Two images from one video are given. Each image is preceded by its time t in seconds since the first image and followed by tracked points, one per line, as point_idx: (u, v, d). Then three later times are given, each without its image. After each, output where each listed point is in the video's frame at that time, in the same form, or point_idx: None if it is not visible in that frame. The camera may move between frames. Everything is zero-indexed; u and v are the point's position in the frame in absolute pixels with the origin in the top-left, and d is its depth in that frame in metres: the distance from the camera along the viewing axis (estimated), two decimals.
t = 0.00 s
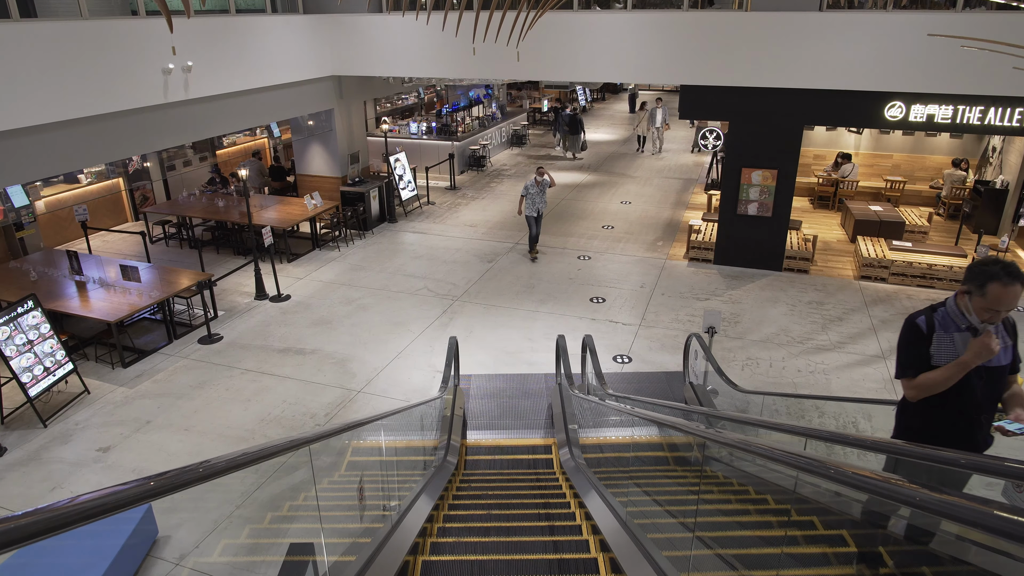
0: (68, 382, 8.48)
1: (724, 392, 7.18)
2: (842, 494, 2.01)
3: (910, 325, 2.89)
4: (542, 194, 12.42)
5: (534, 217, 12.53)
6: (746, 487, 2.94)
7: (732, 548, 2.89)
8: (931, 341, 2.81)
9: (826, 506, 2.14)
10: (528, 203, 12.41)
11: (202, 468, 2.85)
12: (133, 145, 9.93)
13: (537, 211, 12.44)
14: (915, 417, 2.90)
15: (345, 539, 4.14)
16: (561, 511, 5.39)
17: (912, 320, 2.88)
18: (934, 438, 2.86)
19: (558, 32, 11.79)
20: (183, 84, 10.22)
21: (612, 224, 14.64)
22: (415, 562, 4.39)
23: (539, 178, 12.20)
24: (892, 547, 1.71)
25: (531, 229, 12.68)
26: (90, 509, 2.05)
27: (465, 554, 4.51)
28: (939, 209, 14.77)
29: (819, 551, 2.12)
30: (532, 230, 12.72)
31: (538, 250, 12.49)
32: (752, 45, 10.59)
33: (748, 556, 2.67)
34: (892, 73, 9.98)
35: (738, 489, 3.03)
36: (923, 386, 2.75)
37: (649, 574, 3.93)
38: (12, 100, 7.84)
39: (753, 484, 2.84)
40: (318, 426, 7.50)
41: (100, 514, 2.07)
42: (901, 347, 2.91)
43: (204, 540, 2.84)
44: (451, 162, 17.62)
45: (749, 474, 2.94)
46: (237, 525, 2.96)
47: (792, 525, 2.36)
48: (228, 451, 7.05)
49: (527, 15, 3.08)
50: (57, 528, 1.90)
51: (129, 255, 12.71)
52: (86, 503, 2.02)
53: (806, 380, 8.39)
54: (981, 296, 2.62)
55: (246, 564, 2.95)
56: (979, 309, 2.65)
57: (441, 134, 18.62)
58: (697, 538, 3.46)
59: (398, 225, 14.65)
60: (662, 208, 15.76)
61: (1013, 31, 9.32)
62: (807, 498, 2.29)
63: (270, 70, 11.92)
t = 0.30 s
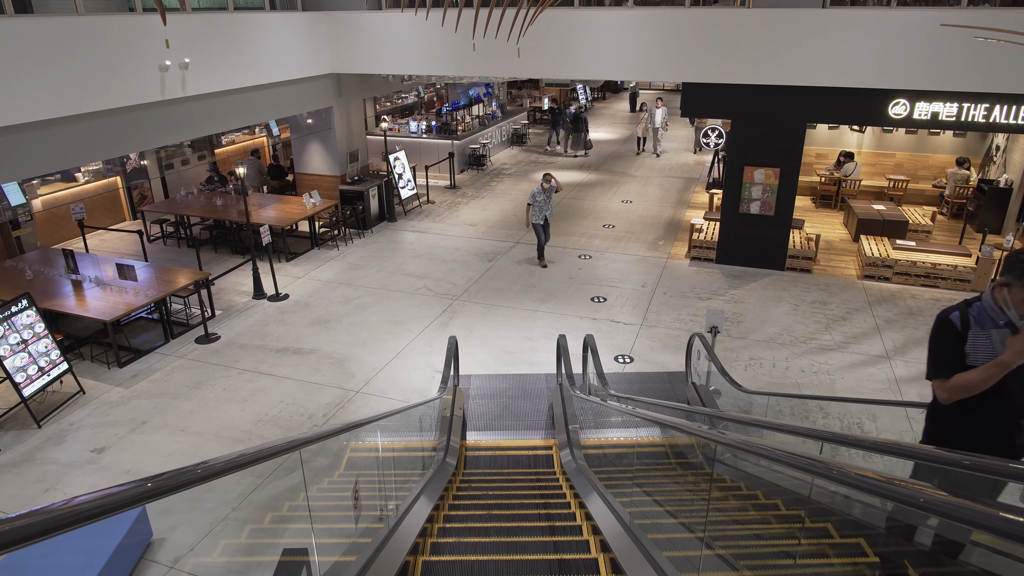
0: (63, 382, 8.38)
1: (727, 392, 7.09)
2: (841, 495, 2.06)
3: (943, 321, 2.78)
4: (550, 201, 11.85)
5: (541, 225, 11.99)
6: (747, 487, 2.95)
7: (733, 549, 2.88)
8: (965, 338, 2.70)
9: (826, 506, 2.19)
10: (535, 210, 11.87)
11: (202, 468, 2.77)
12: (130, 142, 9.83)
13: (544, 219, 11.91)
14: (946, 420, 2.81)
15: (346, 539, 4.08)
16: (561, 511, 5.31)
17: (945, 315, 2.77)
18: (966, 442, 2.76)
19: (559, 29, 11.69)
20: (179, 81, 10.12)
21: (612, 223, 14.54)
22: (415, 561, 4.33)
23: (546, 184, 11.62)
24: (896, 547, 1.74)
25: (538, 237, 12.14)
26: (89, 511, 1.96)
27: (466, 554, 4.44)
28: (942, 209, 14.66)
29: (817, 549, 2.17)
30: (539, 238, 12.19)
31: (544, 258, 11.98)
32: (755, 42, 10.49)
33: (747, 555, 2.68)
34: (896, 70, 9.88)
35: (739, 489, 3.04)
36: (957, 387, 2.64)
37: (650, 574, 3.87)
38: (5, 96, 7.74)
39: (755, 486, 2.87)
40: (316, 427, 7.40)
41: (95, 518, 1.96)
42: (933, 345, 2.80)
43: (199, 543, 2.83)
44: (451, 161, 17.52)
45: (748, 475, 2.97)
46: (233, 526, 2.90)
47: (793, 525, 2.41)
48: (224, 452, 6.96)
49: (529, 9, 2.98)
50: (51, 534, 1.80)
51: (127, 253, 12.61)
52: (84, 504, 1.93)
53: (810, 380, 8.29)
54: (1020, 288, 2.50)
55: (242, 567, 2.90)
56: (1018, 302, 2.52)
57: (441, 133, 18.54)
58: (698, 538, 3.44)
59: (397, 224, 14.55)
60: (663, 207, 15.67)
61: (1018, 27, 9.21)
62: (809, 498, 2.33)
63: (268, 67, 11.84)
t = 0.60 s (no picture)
0: (59, 382, 8.30)
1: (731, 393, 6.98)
2: (845, 496, 2.09)
3: (981, 316, 2.65)
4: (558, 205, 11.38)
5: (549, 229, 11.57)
6: (746, 486, 2.96)
7: (737, 550, 2.91)
8: (1008, 335, 2.57)
9: (828, 506, 2.21)
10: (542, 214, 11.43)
11: (201, 469, 2.70)
12: (127, 139, 9.74)
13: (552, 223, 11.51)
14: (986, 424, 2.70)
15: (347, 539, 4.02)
16: (561, 511, 5.22)
17: (984, 310, 2.63)
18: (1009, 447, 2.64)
19: (560, 26, 11.60)
20: (177, 78, 10.03)
21: (613, 222, 14.45)
22: (417, 560, 4.28)
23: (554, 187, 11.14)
24: (900, 549, 1.77)
25: (543, 240, 11.76)
26: (90, 510, 1.91)
27: (466, 554, 4.36)
28: (945, 208, 14.57)
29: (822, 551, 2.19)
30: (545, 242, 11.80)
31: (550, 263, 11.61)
32: (758, 39, 10.41)
33: (750, 556, 2.72)
34: (900, 67, 9.80)
35: (737, 489, 3.07)
36: (1005, 387, 2.50)
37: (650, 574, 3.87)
38: None
39: (755, 485, 2.87)
40: (315, 428, 7.30)
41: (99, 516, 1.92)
42: (971, 342, 2.67)
43: (196, 545, 2.84)
44: (451, 160, 17.43)
45: (748, 475, 2.97)
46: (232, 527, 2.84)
47: (795, 526, 2.43)
48: (221, 453, 6.87)
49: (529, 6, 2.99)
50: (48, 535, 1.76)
51: (125, 252, 12.53)
52: (83, 505, 1.89)
53: (814, 381, 8.21)
54: None
55: (241, 566, 2.84)
56: None
57: (442, 132, 18.45)
58: (700, 539, 3.45)
59: (397, 223, 14.46)
60: (665, 207, 15.58)
61: None
62: (810, 499, 2.35)
63: (268, 64, 11.78)
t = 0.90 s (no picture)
0: (55, 382, 8.21)
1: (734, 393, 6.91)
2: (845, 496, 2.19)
3: None
4: (567, 213, 10.77)
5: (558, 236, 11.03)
6: (750, 488, 2.99)
7: (739, 551, 2.94)
8: None
9: (829, 505, 2.31)
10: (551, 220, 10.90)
11: (198, 469, 2.64)
12: (126, 136, 9.65)
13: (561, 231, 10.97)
14: None
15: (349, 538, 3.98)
16: (562, 511, 5.19)
17: None
18: None
19: (562, 22, 11.52)
20: (175, 75, 9.94)
21: (615, 221, 14.36)
22: (418, 560, 4.27)
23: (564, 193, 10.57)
24: (900, 548, 1.88)
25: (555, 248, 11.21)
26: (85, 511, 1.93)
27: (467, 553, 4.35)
28: (949, 207, 14.48)
29: (817, 546, 2.29)
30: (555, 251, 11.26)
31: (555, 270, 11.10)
32: (759, 37, 10.34)
33: (750, 556, 2.78)
34: (905, 64, 9.72)
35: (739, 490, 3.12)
36: None
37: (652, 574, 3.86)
38: None
39: (755, 484, 2.94)
40: (313, 428, 7.22)
41: (95, 516, 1.95)
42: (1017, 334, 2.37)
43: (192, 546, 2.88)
44: (451, 159, 17.35)
45: (749, 475, 3.02)
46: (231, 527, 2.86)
47: (789, 522, 2.53)
48: (218, 453, 6.78)
49: None
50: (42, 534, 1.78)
51: (123, 251, 12.46)
52: (79, 505, 1.91)
53: (819, 381, 8.12)
54: None
55: (238, 567, 2.80)
56: None
57: (442, 131, 18.38)
58: (701, 539, 3.47)
59: (397, 222, 14.37)
60: (666, 206, 15.48)
61: None
62: (812, 498, 2.45)
63: (267, 61, 11.70)
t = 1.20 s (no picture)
0: (52, 382, 8.13)
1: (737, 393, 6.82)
2: (851, 498, 2.37)
3: None
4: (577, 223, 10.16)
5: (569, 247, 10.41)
6: (756, 490, 3.04)
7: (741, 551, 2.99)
8: None
9: (832, 506, 2.48)
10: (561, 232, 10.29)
11: (196, 468, 2.61)
12: (124, 134, 9.57)
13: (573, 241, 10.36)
14: None
15: (352, 537, 3.96)
16: (564, 509, 5.19)
17: None
18: None
19: (563, 19, 11.42)
20: (174, 72, 9.86)
21: (617, 220, 14.27)
22: (420, 560, 4.29)
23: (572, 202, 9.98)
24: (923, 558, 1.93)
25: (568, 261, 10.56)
26: (82, 510, 1.92)
27: (469, 552, 4.37)
28: (953, 206, 14.38)
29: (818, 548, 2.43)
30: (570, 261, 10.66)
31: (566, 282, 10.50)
32: (763, 34, 10.26)
33: (754, 555, 2.84)
34: (909, 61, 9.64)
35: (744, 491, 3.17)
36: None
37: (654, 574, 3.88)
38: None
39: (753, 483, 3.07)
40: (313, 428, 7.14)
41: (91, 516, 1.94)
42: None
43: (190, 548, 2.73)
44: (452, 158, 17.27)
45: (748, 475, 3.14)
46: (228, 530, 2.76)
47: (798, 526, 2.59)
48: (216, 454, 6.69)
49: None
50: (41, 532, 1.78)
51: (122, 251, 12.38)
52: (76, 504, 1.91)
53: (824, 381, 8.03)
54: None
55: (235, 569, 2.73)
56: None
57: (443, 130, 18.29)
58: (702, 537, 3.50)
59: (398, 221, 14.30)
60: (668, 205, 15.39)
61: None
62: (813, 499, 2.61)
63: (267, 59, 11.62)
